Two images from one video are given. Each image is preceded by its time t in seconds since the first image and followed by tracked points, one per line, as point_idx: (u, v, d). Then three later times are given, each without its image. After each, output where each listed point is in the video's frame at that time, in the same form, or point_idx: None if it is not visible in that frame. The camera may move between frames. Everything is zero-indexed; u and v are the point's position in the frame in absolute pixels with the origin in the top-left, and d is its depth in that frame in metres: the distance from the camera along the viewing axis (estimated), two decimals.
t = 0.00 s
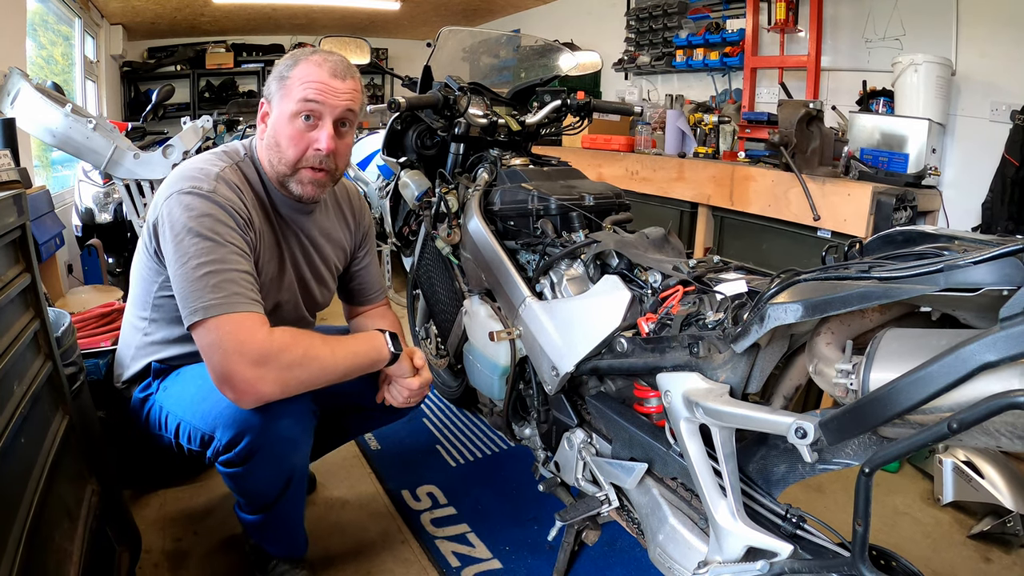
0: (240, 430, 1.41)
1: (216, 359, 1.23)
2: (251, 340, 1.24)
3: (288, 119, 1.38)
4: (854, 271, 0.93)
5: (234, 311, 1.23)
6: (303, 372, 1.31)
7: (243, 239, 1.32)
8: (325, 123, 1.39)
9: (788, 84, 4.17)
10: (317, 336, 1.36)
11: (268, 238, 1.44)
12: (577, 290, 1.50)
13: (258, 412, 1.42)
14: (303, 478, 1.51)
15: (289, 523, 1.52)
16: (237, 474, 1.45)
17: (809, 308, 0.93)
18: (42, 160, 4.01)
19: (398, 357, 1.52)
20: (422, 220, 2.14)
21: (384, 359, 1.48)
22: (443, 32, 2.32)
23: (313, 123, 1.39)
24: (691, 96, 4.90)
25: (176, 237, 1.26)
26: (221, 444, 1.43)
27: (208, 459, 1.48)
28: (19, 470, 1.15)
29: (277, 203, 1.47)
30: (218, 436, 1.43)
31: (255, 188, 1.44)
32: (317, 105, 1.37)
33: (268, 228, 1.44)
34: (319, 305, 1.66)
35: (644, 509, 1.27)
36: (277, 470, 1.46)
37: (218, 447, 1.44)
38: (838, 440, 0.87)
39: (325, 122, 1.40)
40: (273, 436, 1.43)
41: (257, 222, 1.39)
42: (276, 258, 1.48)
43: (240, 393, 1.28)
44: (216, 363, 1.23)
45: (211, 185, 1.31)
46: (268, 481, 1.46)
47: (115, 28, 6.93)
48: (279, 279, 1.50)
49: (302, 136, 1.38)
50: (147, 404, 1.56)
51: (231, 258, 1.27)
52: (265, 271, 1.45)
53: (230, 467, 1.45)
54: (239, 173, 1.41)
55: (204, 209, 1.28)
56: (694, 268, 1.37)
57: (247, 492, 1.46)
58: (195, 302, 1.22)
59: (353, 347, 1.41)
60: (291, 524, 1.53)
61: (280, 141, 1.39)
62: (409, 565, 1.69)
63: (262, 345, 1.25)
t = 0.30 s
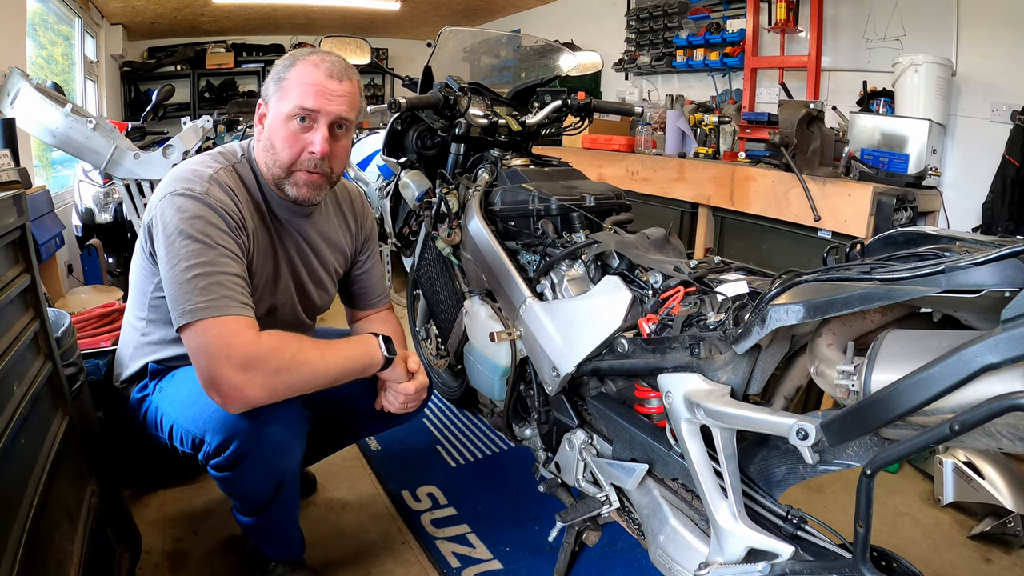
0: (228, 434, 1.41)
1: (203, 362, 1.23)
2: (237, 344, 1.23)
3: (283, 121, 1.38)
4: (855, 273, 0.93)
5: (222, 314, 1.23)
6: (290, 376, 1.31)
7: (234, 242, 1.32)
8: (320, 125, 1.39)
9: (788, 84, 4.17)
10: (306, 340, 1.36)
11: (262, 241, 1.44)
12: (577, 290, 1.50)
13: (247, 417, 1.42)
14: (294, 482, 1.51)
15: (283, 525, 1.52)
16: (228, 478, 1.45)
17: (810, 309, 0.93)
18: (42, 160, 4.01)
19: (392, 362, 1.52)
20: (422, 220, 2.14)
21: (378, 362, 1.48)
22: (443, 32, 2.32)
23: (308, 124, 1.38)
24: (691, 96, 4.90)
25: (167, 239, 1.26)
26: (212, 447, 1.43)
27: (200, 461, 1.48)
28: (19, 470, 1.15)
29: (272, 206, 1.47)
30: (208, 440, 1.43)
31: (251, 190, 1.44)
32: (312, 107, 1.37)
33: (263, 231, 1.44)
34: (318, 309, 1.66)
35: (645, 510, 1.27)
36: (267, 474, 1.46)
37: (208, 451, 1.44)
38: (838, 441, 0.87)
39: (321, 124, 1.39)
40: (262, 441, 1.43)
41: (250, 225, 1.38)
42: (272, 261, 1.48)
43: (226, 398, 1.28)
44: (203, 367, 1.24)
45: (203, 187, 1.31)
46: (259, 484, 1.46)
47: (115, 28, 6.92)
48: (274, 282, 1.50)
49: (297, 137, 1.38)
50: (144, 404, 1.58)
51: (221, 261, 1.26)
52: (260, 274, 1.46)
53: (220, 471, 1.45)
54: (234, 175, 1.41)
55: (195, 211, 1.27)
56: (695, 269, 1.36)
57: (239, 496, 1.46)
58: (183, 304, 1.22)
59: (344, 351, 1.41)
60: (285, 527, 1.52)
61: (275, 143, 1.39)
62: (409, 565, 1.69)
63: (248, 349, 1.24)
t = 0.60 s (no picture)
0: (215, 438, 1.41)
1: (189, 366, 1.23)
2: (222, 348, 1.23)
3: (279, 123, 1.38)
4: (856, 274, 0.93)
5: (210, 317, 1.23)
6: (277, 381, 1.31)
7: (227, 245, 1.32)
8: (317, 127, 1.39)
9: (788, 84, 4.17)
10: (295, 344, 1.36)
11: (258, 243, 1.44)
12: (577, 291, 1.50)
13: (234, 421, 1.42)
14: (285, 485, 1.51)
15: (278, 527, 1.51)
16: (218, 481, 1.45)
17: (810, 311, 0.93)
18: (42, 160, 4.01)
19: (383, 368, 1.51)
20: (422, 221, 2.13)
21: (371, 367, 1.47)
22: (444, 32, 2.32)
23: (304, 126, 1.38)
24: (691, 96, 4.90)
25: (159, 240, 1.26)
26: (201, 451, 1.43)
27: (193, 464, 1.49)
28: (19, 471, 1.15)
29: (269, 208, 1.47)
30: (197, 443, 1.43)
31: (247, 192, 1.44)
32: (308, 109, 1.36)
33: (259, 233, 1.44)
34: (316, 312, 1.66)
35: (645, 511, 1.27)
36: (257, 478, 1.46)
37: (197, 454, 1.44)
38: (838, 443, 0.87)
39: (317, 126, 1.38)
40: (250, 445, 1.44)
41: (244, 228, 1.38)
42: (268, 264, 1.48)
43: (212, 402, 1.28)
44: (189, 370, 1.24)
45: (198, 188, 1.31)
46: (248, 488, 1.46)
47: (115, 28, 6.93)
48: (270, 285, 1.50)
49: (293, 139, 1.38)
50: (142, 403, 1.57)
51: (212, 264, 1.26)
52: (255, 276, 1.46)
53: (210, 475, 1.46)
54: (230, 176, 1.41)
55: (188, 212, 1.28)
56: (696, 269, 1.36)
57: (230, 499, 1.47)
58: (172, 306, 1.22)
59: (334, 356, 1.40)
60: (281, 529, 1.52)
61: (272, 145, 1.39)
62: (409, 566, 1.69)
63: (234, 353, 1.24)
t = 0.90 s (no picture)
0: (213, 440, 1.42)
1: (185, 367, 1.23)
2: (218, 350, 1.23)
3: (309, 147, 1.32)
4: (855, 274, 0.93)
5: (206, 318, 1.23)
6: (274, 383, 1.31)
7: (224, 246, 1.32)
8: (348, 149, 1.35)
9: (788, 84, 4.17)
10: (291, 345, 1.36)
11: (256, 245, 1.44)
12: (577, 291, 1.50)
13: (231, 423, 1.42)
14: (284, 486, 1.51)
15: (277, 528, 1.51)
16: (216, 482, 1.46)
17: (810, 311, 0.93)
18: (42, 160, 4.02)
19: (382, 370, 1.50)
20: (422, 220, 2.13)
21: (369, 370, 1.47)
22: (444, 32, 2.32)
23: (335, 149, 1.34)
24: (691, 96, 4.90)
25: (157, 241, 1.27)
26: (199, 452, 1.44)
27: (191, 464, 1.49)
28: (19, 470, 1.15)
29: (270, 210, 1.47)
30: (195, 444, 1.44)
31: (246, 193, 1.43)
32: (343, 133, 1.32)
33: (258, 235, 1.44)
34: (316, 313, 1.66)
35: (645, 510, 1.27)
36: (255, 479, 1.46)
37: (196, 455, 1.45)
38: (838, 443, 0.87)
39: (349, 147, 1.35)
40: (247, 447, 1.44)
41: (241, 228, 1.38)
42: (267, 265, 1.48)
43: (209, 404, 1.28)
44: (186, 372, 1.24)
45: (194, 189, 1.32)
46: (247, 490, 1.46)
47: (115, 28, 6.93)
48: (269, 286, 1.51)
49: (325, 163, 1.34)
50: (141, 403, 1.57)
51: (208, 265, 1.27)
52: (254, 277, 1.46)
53: (209, 476, 1.46)
54: (228, 176, 1.41)
55: (184, 213, 1.28)
56: (696, 269, 1.36)
57: (229, 500, 1.47)
58: (168, 307, 1.23)
59: (332, 357, 1.40)
60: (280, 530, 1.52)
61: (302, 169, 1.34)
62: (409, 566, 1.70)
63: (229, 355, 1.24)
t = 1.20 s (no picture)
0: (213, 439, 1.42)
1: (185, 371, 1.23)
2: (217, 351, 1.23)
3: (315, 173, 1.31)
4: (855, 272, 0.93)
5: (206, 320, 1.23)
6: (274, 384, 1.31)
7: (223, 248, 1.32)
8: (354, 174, 1.35)
9: (788, 84, 4.17)
10: (289, 344, 1.35)
11: (255, 247, 1.44)
12: (577, 290, 1.50)
13: (230, 423, 1.42)
14: (284, 486, 1.51)
15: (277, 528, 1.51)
16: (217, 482, 1.45)
17: (810, 309, 0.93)
18: (41, 159, 4.02)
19: (379, 363, 1.49)
20: (422, 220, 2.13)
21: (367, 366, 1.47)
22: (443, 31, 2.33)
23: (341, 175, 1.33)
24: (691, 96, 4.90)
25: (156, 244, 1.27)
26: (199, 452, 1.44)
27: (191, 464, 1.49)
28: (18, 469, 1.15)
29: (269, 213, 1.47)
30: (195, 444, 1.43)
31: (245, 195, 1.43)
32: (349, 161, 1.31)
33: (257, 237, 1.44)
34: (315, 313, 1.66)
35: (645, 510, 1.27)
36: (255, 479, 1.46)
37: (196, 455, 1.45)
38: (839, 441, 0.87)
39: (354, 172, 1.35)
40: (248, 447, 1.43)
41: (240, 230, 1.39)
42: (266, 266, 1.48)
43: (209, 407, 1.27)
44: (185, 375, 1.24)
45: (192, 192, 1.32)
46: (247, 489, 1.46)
47: (114, 27, 6.92)
48: (268, 287, 1.51)
49: (330, 187, 1.34)
50: (140, 404, 1.57)
51: (207, 267, 1.27)
52: (253, 279, 1.46)
53: (209, 476, 1.46)
54: (227, 178, 1.41)
55: (182, 215, 1.28)
56: (695, 268, 1.36)
57: (229, 500, 1.47)
58: (168, 310, 1.22)
59: (330, 353, 1.39)
60: (280, 530, 1.52)
61: (307, 191, 1.34)
62: (408, 565, 1.69)
63: (229, 357, 1.24)
